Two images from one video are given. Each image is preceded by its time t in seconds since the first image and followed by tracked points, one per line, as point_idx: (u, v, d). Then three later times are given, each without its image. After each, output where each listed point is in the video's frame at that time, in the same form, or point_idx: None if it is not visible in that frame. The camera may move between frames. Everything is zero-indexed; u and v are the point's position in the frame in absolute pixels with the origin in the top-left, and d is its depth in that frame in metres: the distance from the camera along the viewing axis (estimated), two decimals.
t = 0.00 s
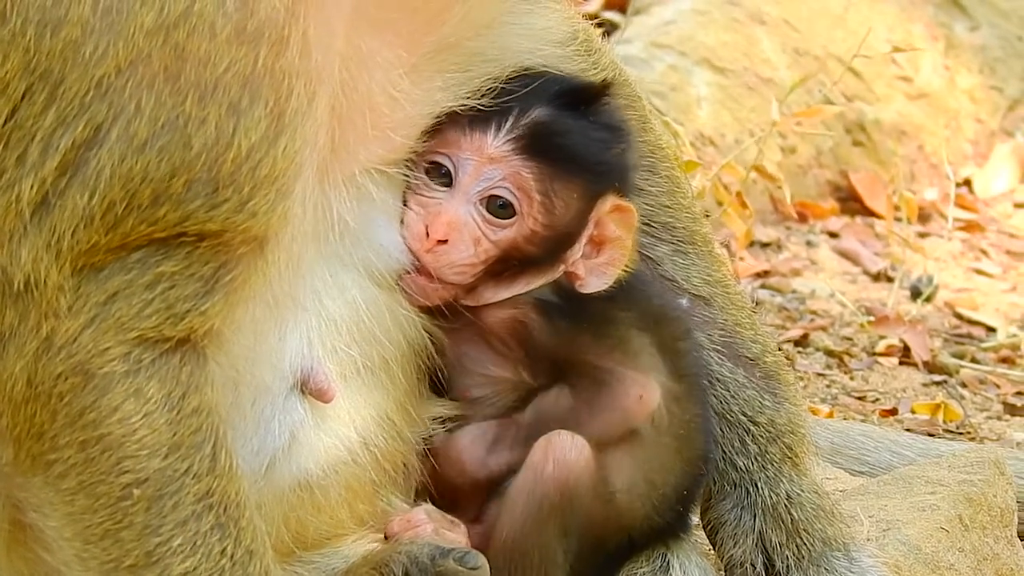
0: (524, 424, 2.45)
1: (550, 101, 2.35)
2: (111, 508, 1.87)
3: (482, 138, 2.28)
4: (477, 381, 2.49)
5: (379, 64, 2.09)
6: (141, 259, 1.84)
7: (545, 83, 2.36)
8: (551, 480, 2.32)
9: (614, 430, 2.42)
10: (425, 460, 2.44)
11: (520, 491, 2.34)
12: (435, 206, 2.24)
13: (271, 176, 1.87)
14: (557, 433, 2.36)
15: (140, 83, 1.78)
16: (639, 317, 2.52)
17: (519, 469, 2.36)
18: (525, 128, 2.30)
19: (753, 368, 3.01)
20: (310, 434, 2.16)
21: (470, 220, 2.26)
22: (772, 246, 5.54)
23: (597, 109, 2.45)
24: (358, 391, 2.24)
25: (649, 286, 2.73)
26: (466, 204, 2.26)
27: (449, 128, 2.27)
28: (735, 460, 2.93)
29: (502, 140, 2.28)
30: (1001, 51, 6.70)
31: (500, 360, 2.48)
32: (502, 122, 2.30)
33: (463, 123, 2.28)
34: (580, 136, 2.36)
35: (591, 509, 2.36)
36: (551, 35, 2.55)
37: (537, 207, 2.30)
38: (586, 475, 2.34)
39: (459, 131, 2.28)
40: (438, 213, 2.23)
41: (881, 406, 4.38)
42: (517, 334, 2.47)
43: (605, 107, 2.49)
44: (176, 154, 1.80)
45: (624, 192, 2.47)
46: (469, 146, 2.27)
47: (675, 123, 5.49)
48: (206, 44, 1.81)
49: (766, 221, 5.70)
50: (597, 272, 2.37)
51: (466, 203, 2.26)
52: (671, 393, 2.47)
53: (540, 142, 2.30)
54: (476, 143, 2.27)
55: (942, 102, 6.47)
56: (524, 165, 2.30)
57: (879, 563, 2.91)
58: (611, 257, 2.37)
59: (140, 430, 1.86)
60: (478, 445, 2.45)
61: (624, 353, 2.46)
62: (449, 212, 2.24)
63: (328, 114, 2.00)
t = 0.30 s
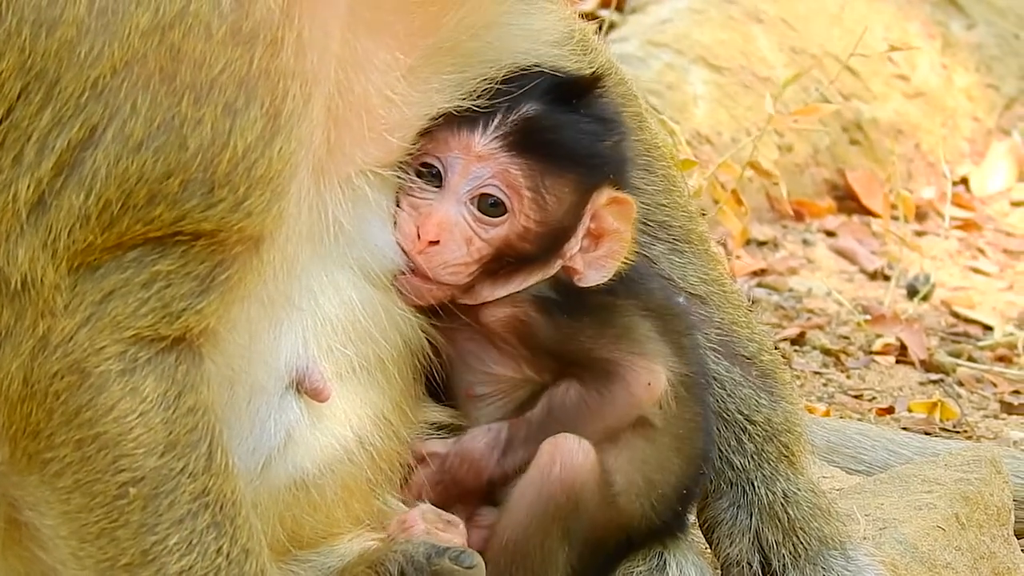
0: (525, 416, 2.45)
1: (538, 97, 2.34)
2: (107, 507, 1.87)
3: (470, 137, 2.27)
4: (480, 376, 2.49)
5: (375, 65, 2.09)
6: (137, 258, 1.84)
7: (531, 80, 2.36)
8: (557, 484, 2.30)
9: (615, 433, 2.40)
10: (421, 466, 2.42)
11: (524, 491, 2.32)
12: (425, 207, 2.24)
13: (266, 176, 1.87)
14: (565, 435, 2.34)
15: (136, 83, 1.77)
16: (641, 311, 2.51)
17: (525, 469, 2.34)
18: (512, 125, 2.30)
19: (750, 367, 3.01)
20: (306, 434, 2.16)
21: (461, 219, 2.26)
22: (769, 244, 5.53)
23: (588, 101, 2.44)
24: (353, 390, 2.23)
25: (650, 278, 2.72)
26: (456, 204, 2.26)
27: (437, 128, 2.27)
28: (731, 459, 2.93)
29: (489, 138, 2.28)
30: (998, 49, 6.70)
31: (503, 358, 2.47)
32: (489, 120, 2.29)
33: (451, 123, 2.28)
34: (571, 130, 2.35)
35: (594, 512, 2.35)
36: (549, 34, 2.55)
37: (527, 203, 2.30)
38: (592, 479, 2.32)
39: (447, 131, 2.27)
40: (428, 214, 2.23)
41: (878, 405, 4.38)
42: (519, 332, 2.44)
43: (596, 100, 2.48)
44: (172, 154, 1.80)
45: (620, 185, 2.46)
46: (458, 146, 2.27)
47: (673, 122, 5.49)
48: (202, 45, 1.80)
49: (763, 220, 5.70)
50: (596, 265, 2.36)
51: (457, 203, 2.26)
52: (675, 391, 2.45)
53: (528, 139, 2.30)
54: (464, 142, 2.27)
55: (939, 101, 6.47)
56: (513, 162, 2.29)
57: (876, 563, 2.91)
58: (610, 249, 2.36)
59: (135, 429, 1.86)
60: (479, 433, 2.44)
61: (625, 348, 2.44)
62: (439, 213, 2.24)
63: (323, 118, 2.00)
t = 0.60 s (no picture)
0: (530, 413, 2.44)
1: (531, 91, 2.35)
2: (106, 506, 1.86)
3: (463, 132, 2.27)
4: (479, 371, 2.48)
5: (373, 66, 2.09)
6: (136, 258, 1.84)
7: (525, 75, 2.36)
8: (560, 460, 2.29)
9: (617, 425, 2.40)
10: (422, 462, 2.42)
11: (526, 466, 2.31)
12: (419, 201, 2.23)
13: (265, 176, 1.87)
14: (570, 414, 2.34)
15: (135, 83, 1.77)
16: (641, 307, 2.51)
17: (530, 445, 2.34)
18: (505, 120, 2.30)
19: (748, 366, 3.01)
20: (304, 434, 2.16)
21: (455, 214, 2.25)
22: (768, 244, 5.53)
23: (582, 95, 2.44)
24: (352, 389, 2.23)
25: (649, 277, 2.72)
26: (450, 199, 2.25)
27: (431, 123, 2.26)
28: (730, 458, 2.92)
29: (482, 133, 2.28)
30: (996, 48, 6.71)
31: (504, 352, 2.46)
32: (482, 115, 2.30)
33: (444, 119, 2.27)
34: (564, 124, 2.35)
35: (595, 499, 2.33)
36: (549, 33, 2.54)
37: (521, 197, 2.30)
38: (595, 461, 2.31)
39: (440, 127, 2.27)
40: (422, 209, 2.23)
41: (877, 404, 4.38)
42: (520, 325, 2.44)
43: (591, 94, 2.48)
44: (171, 154, 1.80)
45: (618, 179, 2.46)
46: (451, 141, 2.27)
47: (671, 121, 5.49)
48: (200, 46, 1.80)
49: (762, 219, 5.70)
50: (594, 260, 2.35)
51: (451, 198, 2.26)
52: (676, 389, 2.45)
53: (520, 133, 2.31)
54: (457, 137, 2.27)
55: (938, 100, 6.47)
56: (506, 156, 2.30)
57: (875, 561, 2.91)
58: (609, 244, 2.35)
59: (135, 429, 1.86)
60: (488, 437, 2.43)
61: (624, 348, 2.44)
62: (432, 208, 2.23)
63: (322, 119, 2.00)
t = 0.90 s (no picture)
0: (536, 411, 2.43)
1: (530, 87, 2.35)
2: (104, 503, 1.86)
3: (459, 126, 2.26)
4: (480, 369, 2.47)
5: (371, 66, 2.09)
6: (134, 256, 1.84)
7: (525, 73, 2.36)
8: (545, 457, 2.27)
9: (617, 417, 2.41)
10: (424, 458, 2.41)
11: (514, 463, 2.30)
12: (414, 195, 2.20)
13: (263, 174, 1.86)
14: (554, 410, 2.33)
15: (132, 81, 1.77)
16: (639, 304, 2.51)
17: (518, 443, 2.33)
18: (503, 114, 2.29)
19: (746, 363, 3.01)
20: (303, 431, 2.15)
21: (451, 209, 2.22)
22: (766, 241, 5.53)
23: (582, 94, 2.44)
24: (351, 387, 2.22)
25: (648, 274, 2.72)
26: (446, 194, 2.22)
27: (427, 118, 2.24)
28: (728, 455, 2.92)
29: (479, 127, 2.26)
30: (994, 46, 6.72)
31: (505, 349, 2.45)
32: (480, 110, 2.29)
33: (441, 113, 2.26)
34: (563, 121, 2.35)
35: (588, 494, 2.32)
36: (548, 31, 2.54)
37: (517, 193, 2.28)
38: (580, 458, 2.30)
39: (436, 121, 2.25)
40: (417, 203, 2.19)
41: (875, 401, 4.38)
42: (519, 321, 2.43)
43: (591, 93, 2.47)
44: (169, 152, 1.80)
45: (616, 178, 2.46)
46: (446, 136, 2.25)
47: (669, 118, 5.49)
48: (198, 44, 1.80)
49: (760, 216, 5.70)
50: (591, 257, 2.36)
51: (446, 193, 2.22)
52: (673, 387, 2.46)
53: (518, 128, 2.29)
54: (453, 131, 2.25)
55: (936, 97, 6.47)
56: (502, 151, 2.27)
57: (874, 559, 2.91)
58: (606, 242, 2.36)
59: (133, 427, 1.86)
60: (499, 440, 2.39)
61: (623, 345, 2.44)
62: (428, 202, 2.20)
63: (320, 117, 2.00)
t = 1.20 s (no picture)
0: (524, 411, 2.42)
1: (530, 87, 2.34)
2: (102, 501, 1.85)
3: (460, 127, 2.27)
4: (473, 369, 2.46)
5: (368, 65, 2.08)
6: (131, 254, 1.83)
7: (525, 71, 2.35)
8: (537, 459, 2.27)
9: (613, 416, 2.40)
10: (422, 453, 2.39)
11: (506, 466, 2.29)
12: (414, 196, 2.22)
13: (260, 173, 1.86)
14: (544, 412, 2.32)
15: (128, 79, 1.76)
16: (635, 303, 2.51)
17: (508, 445, 2.33)
18: (503, 116, 2.30)
19: (744, 359, 3.01)
20: (301, 429, 2.15)
21: (450, 211, 2.24)
22: (762, 237, 5.54)
23: (581, 94, 2.44)
24: (349, 385, 2.22)
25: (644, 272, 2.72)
26: (445, 196, 2.24)
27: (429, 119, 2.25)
28: (726, 452, 2.92)
29: (480, 129, 2.27)
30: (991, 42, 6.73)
31: (498, 350, 2.44)
32: (480, 111, 2.29)
33: (442, 113, 2.26)
34: (562, 122, 2.35)
35: (580, 490, 2.32)
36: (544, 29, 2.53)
37: (516, 196, 2.30)
38: (572, 458, 2.30)
39: (437, 122, 2.26)
40: (417, 205, 2.21)
41: (873, 396, 4.38)
42: (512, 322, 2.44)
43: (590, 94, 2.47)
44: (166, 150, 1.79)
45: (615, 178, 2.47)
46: (448, 137, 2.26)
47: (665, 114, 5.48)
48: (193, 43, 1.79)
49: (756, 212, 5.69)
50: (587, 259, 2.37)
51: (446, 194, 2.24)
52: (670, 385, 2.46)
53: (518, 130, 2.30)
54: (454, 133, 2.26)
55: (933, 92, 6.48)
56: (503, 153, 2.29)
57: (872, 555, 2.90)
58: (602, 243, 2.38)
59: (130, 426, 1.85)
60: (473, 424, 2.40)
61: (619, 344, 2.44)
62: (428, 204, 2.22)
63: (316, 116, 1.99)
